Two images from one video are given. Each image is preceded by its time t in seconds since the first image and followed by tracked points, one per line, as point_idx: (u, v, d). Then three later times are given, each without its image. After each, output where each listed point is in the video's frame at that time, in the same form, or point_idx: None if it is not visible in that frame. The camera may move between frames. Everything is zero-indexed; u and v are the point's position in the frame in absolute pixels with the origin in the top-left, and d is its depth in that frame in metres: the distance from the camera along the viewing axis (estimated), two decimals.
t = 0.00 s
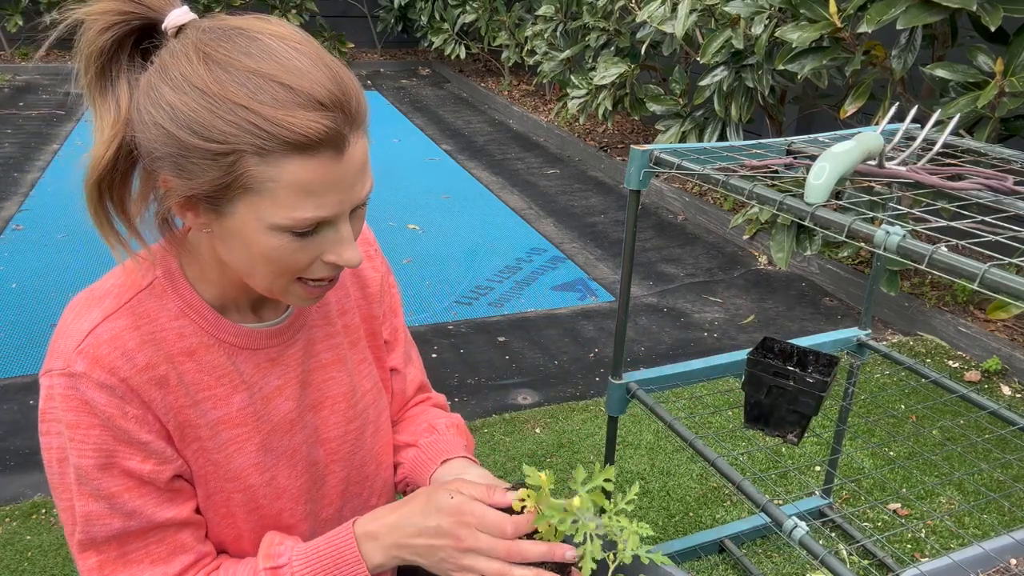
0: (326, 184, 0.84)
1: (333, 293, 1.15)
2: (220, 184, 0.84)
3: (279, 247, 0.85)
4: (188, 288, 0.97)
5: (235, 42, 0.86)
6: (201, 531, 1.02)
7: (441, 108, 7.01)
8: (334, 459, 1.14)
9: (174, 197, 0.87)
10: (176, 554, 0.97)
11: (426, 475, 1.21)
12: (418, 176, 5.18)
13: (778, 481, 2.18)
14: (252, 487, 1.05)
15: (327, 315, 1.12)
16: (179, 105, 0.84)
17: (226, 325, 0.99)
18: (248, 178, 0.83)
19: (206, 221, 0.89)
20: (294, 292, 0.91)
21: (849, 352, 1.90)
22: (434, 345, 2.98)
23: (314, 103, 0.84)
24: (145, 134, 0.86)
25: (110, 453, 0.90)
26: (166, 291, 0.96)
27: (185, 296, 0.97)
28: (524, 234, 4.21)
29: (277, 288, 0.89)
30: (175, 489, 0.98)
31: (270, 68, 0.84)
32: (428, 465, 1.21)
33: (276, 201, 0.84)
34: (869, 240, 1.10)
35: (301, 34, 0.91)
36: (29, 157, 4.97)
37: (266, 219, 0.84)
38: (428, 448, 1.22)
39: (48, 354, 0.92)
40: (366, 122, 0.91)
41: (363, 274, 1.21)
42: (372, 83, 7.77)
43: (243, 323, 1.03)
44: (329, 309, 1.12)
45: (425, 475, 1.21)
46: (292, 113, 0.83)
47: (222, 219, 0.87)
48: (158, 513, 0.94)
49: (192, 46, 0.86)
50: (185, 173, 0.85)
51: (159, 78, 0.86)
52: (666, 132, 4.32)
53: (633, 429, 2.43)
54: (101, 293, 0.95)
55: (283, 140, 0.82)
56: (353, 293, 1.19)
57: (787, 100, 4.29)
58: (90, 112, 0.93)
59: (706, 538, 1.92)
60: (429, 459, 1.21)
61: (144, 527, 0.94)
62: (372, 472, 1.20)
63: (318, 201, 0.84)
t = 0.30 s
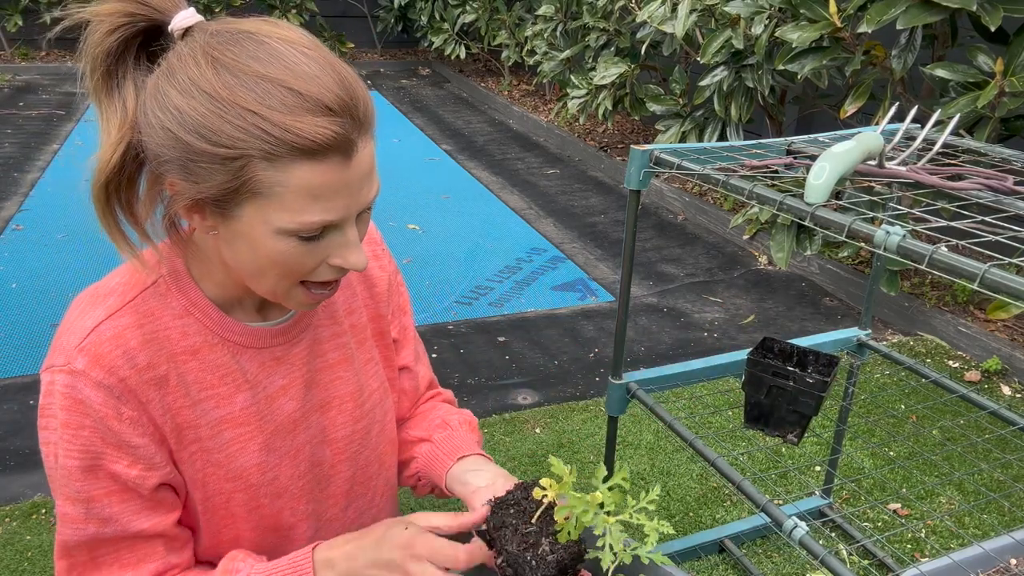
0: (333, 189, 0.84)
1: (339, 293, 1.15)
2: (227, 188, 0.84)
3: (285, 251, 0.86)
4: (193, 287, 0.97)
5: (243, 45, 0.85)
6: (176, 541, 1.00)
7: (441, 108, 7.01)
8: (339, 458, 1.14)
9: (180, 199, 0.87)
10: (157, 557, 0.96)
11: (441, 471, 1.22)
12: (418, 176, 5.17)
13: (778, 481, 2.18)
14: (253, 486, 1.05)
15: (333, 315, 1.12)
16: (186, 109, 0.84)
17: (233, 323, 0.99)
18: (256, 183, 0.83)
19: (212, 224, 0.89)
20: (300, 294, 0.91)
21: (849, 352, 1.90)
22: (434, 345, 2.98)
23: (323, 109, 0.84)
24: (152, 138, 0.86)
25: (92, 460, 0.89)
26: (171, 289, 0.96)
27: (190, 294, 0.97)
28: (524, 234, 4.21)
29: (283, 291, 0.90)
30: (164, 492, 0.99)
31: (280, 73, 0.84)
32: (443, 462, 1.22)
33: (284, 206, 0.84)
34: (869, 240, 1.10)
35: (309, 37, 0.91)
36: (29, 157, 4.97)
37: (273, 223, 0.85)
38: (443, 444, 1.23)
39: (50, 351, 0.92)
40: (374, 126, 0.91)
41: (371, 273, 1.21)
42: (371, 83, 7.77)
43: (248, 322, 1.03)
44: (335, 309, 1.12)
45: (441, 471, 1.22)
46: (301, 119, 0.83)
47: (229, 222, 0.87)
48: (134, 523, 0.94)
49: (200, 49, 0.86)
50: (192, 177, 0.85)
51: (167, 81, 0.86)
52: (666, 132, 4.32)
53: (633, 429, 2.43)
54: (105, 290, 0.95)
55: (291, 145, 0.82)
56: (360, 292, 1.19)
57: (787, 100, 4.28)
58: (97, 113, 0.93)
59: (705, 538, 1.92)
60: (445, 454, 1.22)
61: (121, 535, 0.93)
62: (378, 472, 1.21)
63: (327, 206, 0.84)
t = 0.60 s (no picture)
0: (328, 202, 0.84)
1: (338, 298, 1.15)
2: (221, 201, 0.85)
3: (282, 263, 0.87)
4: (192, 293, 0.98)
5: (235, 56, 0.85)
6: (155, 557, 0.99)
7: (441, 108, 7.00)
8: (339, 464, 1.14)
9: (175, 210, 0.88)
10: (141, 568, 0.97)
11: (447, 467, 1.23)
12: (418, 176, 5.17)
13: (778, 481, 2.18)
14: (250, 493, 1.05)
15: (333, 319, 1.13)
16: (179, 122, 0.84)
17: (231, 329, 1.00)
18: (251, 196, 0.84)
19: (208, 234, 0.89)
20: (295, 302, 0.92)
21: (849, 352, 1.90)
22: (434, 345, 2.98)
23: (317, 121, 0.84)
24: (144, 149, 0.86)
25: (80, 473, 0.90)
26: (169, 295, 0.97)
27: (188, 301, 0.97)
28: (524, 234, 4.21)
29: (280, 300, 0.91)
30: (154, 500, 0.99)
31: (272, 84, 0.83)
32: (450, 458, 1.22)
33: (279, 219, 0.85)
34: (869, 240, 1.10)
35: (301, 44, 0.90)
36: (29, 157, 4.97)
37: (268, 236, 0.85)
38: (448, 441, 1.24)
39: (48, 357, 0.93)
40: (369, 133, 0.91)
41: (372, 277, 1.21)
42: (372, 83, 7.77)
43: (247, 329, 1.03)
44: (335, 314, 1.13)
45: (448, 466, 1.22)
46: (294, 131, 0.83)
47: (224, 233, 0.88)
48: (115, 535, 0.94)
49: (191, 60, 0.85)
50: (184, 189, 0.85)
51: (157, 92, 0.85)
52: (666, 132, 4.32)
53: (633, 429, 2.44)
54: (104, 297, 0.96)
55: (285, 159, 0.82)
56: (360, 296, 1.19)
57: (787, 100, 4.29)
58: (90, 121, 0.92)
59: (706, 538, 1.92)
60: (451, 450, 1.23)
61: (101, 548, 0.94)
62: (377, 477, 1.20)
63: (322, 219, 0.85)
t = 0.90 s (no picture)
0: (287, 160, 0.82)
1: (341, 305, 1.15)
2: (187, 171, 0.84)
3: (248, 235, 0.83)
4: (188, 300, 0.98)
5: (203, 33, 0.88)
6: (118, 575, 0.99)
7: (441, 108, 7.00)
8: (337, 474, 1.13)
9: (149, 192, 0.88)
10: None
11: (449, 470, 1.23)
12: (418, 176, 5.17)
13: (778, 481, 2.18)
14: (244, 503, 1.04)
15: (335, 329, 1.12)
16: (145, 94, 0.85)
17: (228, 338, 1.00)
18: (209, 157, 0.83)
19: (181, 217, 0.88)
20: (284, 301, 0.88)
21: (849, 353, 1.90)
22: (434, 345, 2.98)
23: (277, 83, 0.84)
24: (117, 128, 0.87)
25: (56, 485, 0.91)
26: (165, 303, 0.97)
27: (185, 308, 0.98)
28: (524, 234, 4.21)
29: (255, 285, 0.87)
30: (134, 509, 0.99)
31: (232, 49, 0.86)
32: (452, 461, 1.22)
33: (241, 184, 0.83)
34: (869, 240, 1.10)
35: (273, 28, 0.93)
36: (29, 157, 4.97)
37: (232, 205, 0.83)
38: (451, 444, 1.24)
39: (41, 362, 0.94)
40: (337, 106, 0.91)
41: (376, 284, 1.21)
42: (372, 83, 7.76)
43: (244, 337, 1.03)
44: (336, 322, 1.12)
45: (450, 470, 1.22)
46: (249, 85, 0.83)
47: (194, 212, 0.86)
48: (74, 553, 0.94)
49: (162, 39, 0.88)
50: (151, 161, 0.86)
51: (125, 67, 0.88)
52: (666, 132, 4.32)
53: (633, 429, 2.43)
54: (100, 304, 0.96)
55: (243, 118, 0.82)
56: (363, 302, 1.19)
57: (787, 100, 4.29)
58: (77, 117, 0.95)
59: (705, 538, 1.93)
60: (453, 454, 1.23)
61: (62, 564, 0.94)
62: (375, 486, 1.19)
63: (282, 179, 0.82)
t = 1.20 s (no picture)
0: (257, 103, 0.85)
1: (332, 313, 1.15)
2: (172, 113, 0.89)
3: (207, 174, 0.85)
4: (171, 305, 0.98)
5: (228, 14, 0.97)
6: (142, 562, 1.01)
7: (442, 108, 7.00)
8: (322, 484, 1.13)
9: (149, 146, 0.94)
10: None
11: (441, 480, 1.23)
12: (418, 176, 5.17)
13: (778, 481, 2.18)
14: (224, 511, 1.04)
15: (323, 337, 1.13)
16: (163, 54, 0.94)
17: (211, 345, 1.00)
18: (189, 96, 0.88)
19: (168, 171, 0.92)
20: (231, 266, 0.86)
21: (849, 353, 1.90)
22: (434, 345, 2.98)
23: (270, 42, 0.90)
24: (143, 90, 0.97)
25: (57, 482, 0.91)
26: (149, 308, 0.98)
27: (168, 314, 0.98)
28: (524, 234, 4.21)
29: (208, 239, 0.86)
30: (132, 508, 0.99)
31: (248, 22, 0.95)
32: (445, 472, 1.22)
33: (210, 123, 0.86)
34: (869, 241, 1.10)
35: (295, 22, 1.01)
36: (29, 157, 4.96)
37: (199, 144, 0.86)
38: (445, 455, 1.24)
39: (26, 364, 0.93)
40: (329, 82, 0.93)
41: (369, 291, 1.22)
42: (371, 83, 7.76)
43: (228, 344, 1.04)
44: (325, 331, 1.13)
45: (443, 481, 1.22)
46: (243, 38, 0.90)
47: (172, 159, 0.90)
48: (104, 544, 0.95)
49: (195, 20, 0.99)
50: (154, 111, 0.93)
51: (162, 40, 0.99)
52: (666, 132, 4.32)
53: (632, 429, 2.44)
54: (82, 308, 0.96)
55: (228, 65, 0.88)
56: (353, 311, 1.19)
57: (787, 100, 4.29)
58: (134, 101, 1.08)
59: (705, 538, 1.93)
60: (447, 465, 1.22)
61: (86, 555, 0.95)
62: (361, 494, 1.19)
63: (247, 121, 0.85)
